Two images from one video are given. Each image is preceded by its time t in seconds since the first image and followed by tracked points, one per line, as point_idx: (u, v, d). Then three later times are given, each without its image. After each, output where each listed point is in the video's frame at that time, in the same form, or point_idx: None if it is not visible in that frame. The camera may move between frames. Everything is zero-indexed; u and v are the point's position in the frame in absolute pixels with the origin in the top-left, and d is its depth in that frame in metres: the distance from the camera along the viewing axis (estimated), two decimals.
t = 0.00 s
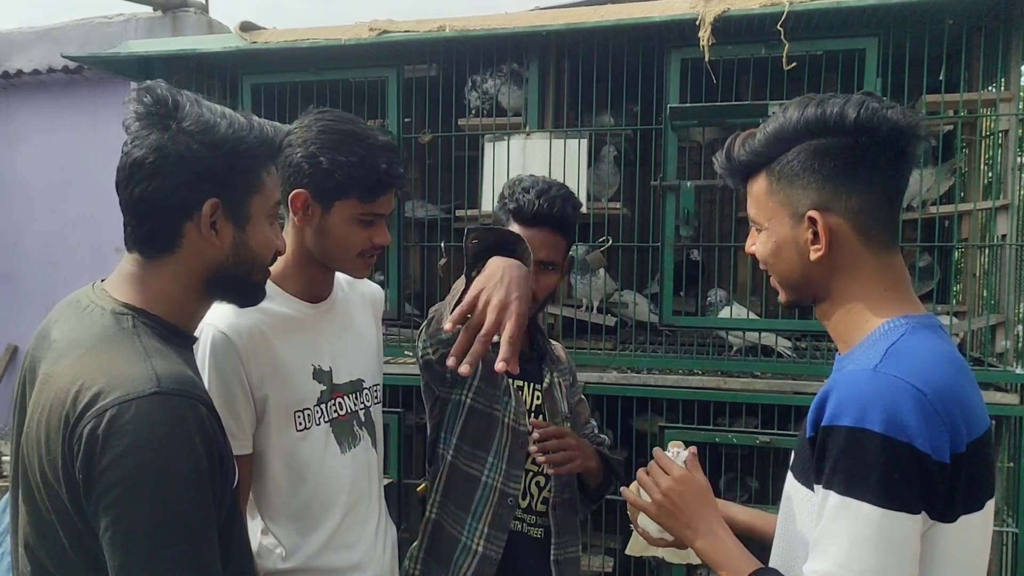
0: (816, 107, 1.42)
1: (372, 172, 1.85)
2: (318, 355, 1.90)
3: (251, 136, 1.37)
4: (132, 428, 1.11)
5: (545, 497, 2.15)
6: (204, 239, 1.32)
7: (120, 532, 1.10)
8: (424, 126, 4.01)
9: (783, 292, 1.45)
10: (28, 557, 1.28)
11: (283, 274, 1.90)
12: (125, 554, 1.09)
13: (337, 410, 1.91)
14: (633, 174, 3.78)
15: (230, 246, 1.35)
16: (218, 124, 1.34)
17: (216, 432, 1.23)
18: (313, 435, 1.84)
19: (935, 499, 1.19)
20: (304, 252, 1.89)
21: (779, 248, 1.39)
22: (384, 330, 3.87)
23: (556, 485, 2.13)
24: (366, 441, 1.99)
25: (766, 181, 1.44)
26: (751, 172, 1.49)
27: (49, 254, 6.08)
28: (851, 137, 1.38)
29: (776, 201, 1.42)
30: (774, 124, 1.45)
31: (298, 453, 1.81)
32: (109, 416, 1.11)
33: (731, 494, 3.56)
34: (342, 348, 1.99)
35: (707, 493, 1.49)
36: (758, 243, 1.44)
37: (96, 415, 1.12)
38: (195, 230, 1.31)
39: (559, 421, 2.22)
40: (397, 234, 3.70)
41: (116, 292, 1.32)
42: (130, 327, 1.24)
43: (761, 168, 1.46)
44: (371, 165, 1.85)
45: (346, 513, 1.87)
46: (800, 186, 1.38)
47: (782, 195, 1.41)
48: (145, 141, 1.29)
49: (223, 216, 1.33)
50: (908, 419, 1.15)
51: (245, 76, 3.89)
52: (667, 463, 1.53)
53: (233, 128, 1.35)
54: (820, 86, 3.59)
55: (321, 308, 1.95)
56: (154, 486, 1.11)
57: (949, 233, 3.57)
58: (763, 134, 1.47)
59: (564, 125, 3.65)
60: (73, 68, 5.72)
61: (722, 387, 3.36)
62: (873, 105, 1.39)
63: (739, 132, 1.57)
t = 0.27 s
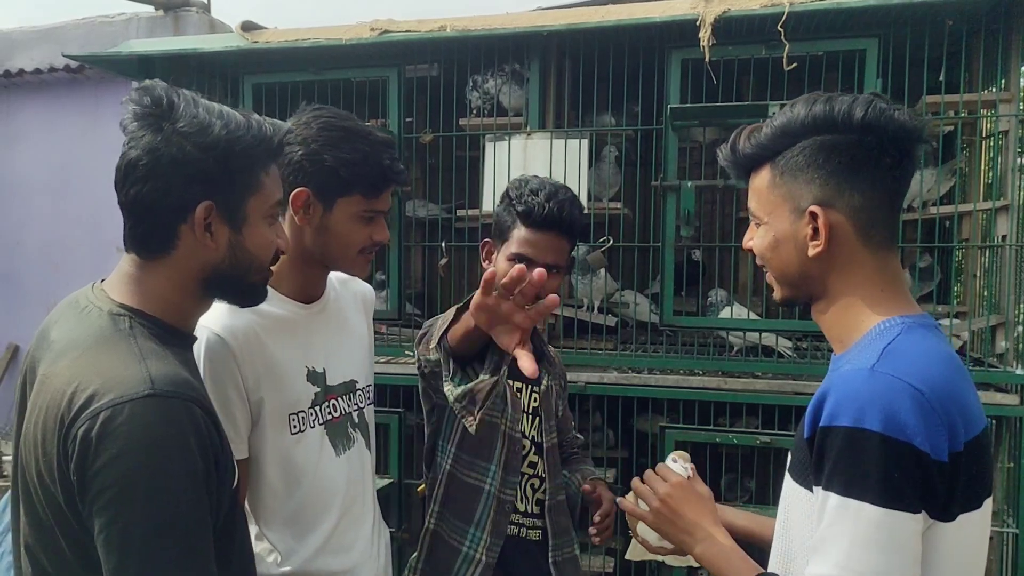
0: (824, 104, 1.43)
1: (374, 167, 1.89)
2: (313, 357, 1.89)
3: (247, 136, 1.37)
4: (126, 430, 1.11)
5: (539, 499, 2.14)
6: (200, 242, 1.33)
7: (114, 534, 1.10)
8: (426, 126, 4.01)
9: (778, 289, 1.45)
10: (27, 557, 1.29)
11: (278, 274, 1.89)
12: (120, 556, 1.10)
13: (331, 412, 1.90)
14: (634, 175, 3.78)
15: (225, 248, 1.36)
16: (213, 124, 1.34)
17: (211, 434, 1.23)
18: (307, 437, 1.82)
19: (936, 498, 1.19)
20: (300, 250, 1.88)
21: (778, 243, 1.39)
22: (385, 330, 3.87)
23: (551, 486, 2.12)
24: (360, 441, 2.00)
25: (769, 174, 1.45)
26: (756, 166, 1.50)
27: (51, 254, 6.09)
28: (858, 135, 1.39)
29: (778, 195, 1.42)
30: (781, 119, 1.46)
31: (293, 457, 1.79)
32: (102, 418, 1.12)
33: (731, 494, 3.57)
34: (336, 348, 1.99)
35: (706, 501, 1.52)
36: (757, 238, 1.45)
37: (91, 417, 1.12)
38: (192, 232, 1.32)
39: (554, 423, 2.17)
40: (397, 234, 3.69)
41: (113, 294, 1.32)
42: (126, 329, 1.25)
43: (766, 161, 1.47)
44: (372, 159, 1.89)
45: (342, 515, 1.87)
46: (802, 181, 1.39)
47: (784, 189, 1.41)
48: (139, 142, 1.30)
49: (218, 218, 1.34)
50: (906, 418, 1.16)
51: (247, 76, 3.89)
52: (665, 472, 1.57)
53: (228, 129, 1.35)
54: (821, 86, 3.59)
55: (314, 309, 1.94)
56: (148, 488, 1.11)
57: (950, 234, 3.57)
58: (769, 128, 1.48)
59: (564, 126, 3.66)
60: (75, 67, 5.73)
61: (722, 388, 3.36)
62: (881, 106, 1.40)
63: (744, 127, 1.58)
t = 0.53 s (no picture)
0: (828, 101, 1.43)
1: (376, 165, 1.93)
2: (308, 356, 1.89)
3: (245, 137, 1.36)
4: (124, 432, 1.11)
5: (537, 497, 2.15)
6: (197, 244, 1.33)
7: (110, 536, 1.10)
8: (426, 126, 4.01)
9: (772, 284, 1.45)
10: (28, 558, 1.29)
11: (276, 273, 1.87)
12: (117, 558, 1.10)
13: (326, 412, 1.90)
14: (634, 175, 3.78)
15: (223, 249, 1.36)
16: (210, 126, 1.33)
17: (210, 436, 1.23)
18: (304, 437, 1.81)
19: (942, 500, 1.19)
20: (303, 250, 1.88)
21: (772, 237, 1.40)
22: (386, 330, 3.87)
23: (548, 485, 2.11)
24: (356, 440, 2.00)
25: (769, 167, 1.45)
26: (759, 159, 1.49)
27: (52, 254, 6.10)
28: (858, 134, 1.38)
29: (776, 188, 1.42)
30: (785, 115, 1.46)
31: (290, 459, 1.77)
32: (99, 419, 1.12)
33: (732, 495, 3.56)
34: (332, 348, 1.98)
35: (706, 513, 1.51)
36: (753, 232, 1.45)
37: (89, 419, 1.12)
38: (190, 234, 1.32)
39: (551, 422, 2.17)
40: (397, 234, 3.68)
41: (113, 295, 1.32)
42: (126, 330, 1.24)
43: (767, 153, 1.46)
44: (374, 157, 1.93)
45: (339, 515, 1.87)
46: (801, 176, 1.38)
47: (782, 183, 1.41)
48: (136, 144, 1.30)
49: (215, 221, 1.33)
50: (911, 420, 1.15)
51: (247, 76, 3.89)
52: (666, 488, 1.56)
53: (225, 130, 1.34)
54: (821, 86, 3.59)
55: (310, 307, 1.93)
56: (147, 489, 1.11)
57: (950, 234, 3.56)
58: (772, 122, 1.47)
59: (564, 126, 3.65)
60: (76, 68, 5.74)
61: (723, 388, 3.36)
62: (884, 106, 1.39)
63: (747, 122, 1.57)
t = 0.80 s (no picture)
0: (817, 104, 1.45)
1: (379, 163, 1.89)
2: (312, 353, 1.88)
3: (247, 138, 1.37)
4: (127, 433, 1.12)
5: (536, 497, 2.15)
6: (199, 245, 1.33)
7: (112, 536, 1.11)
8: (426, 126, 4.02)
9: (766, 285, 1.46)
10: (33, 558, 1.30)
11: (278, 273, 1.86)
12: (119, 558, 1.11)
13: (331, 408, 1.89)
14: (634, 174, 3.78)
15: (226, 250, 1.36)
16: (212, 127, 1.33)
17: (213, 437, 1.23)
18: (310, 433, 1.80)
19: (942, 505, 1.19)
20: (305, 250, 1.86)
21: (761, 238, 1.41)
22: (386, 330, 3.88)
23: (547, 484, 2.13)
24: (357, 436, 2.00)
25: (761, 168, 1.46)
26: (752, 163, 1.51)
27: (53, 253, 6.10)
28: (842, 135, 1.39)
29: (765, 189, 1.43)
30: (778, 117, 1.48)
31: (294, 459, 1.75)
32: (102, 420, 1.13)
33: (731, 494, 3.57)
34: (334, 345, 1.98)
35: (702, 519, 1.52)
36: (746, 233, 1.47)
37: (92, 419, 1.13)
38: (191, 236, 1.33)
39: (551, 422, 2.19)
40: (397, 234, 3.70)
41: (115, 297, 1.33)
42: (128, 332, 1.25)
43: (759, 155, 1.49)
44: (377, 156, 1.89)
45: (343, 512, 1.88)
46: (786, 176, 1.40)
47: (770, 183, 1.43)
48: (140, 145, 1.31)
49: (218, 222, 1.34)
50: (902, 426, 1.16)
51: (247, 76, 3.90)
52: (659, 502, 1.56)
53: (227, 132, 1.34)
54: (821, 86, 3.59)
55: (311, 305, 1.92)
56: (149, 490, 1.12)
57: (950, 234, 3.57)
58: (765, 126, 1.50)
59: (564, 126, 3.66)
60: (77, 68, 5.75)
61: (723, 388, 3.37)
62: (870, 108, 1.39)
63: (745, 125, 1.59)
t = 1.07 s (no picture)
0: (796, 110, 1.48)
1: (388, 160, 1.86)
2: (320, 350, 1.86)
3: (248, 138, 1.37)
4: (133, 431, 1.12)
5: (538, 496, 2.16)
6: (198, 245, 1.34)
7: (119, 535, 1.11)
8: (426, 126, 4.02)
9: (770, 293, 1.45)
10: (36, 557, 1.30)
11: (286, 273, 1.84)
12: (126, 555, 1.11)
13: (339, 405, 1.88)
14: (634, 174, 3.79)
15: (223, 252, 1.36)
16: (212, 126, 1.33)
17: (217, 436, 1.24)
18: (320, 431, 1.79)
19: (931, 513, 1.20)
20: (314, 250, 1.84)
21: (757, 246, 1.41)
22: (386, 329, 3.88)
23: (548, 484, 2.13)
24: (366, 432, 1.97)
25: (749, 179, 1.47)
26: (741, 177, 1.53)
27: (54, 253, 6.10)
28: (823, 135, 1.41)
29: (756, 197, 1.44)
30: (759, 128, 1.50)
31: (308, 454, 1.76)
32: (108, 418, 1.13)
33: (731, 494, 3.58)
34: (338, 341, 1.95)
35: (700, 514, 1.52)
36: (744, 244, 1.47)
37: (98, 418, 1.13)
38: (189, 235, 1.33)
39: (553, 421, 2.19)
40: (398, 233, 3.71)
41: (118, 296, 1.33)
42: (132, 331, 1.26)
43: (749, 165, 1.50)
44: (385, 154, 1.86)
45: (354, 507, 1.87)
46: (774, 181, 1.41)
47: (761, 191, 1.43)
48: (141, 143, 1.32)
49: (215, 222, 1.34)
50: (892, 432, 1.16)
51: (248, 76, 3.90)
52: (654, 497, 1.57)
53: (227, 132, 1.34)
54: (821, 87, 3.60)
55: (317, 304, 1.90)
56: (155, 488, 1.12)
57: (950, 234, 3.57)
58: (750, 136, 1.52)
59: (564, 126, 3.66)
60: (76, 66, 5.75)
61: (723, 388, 3.37)
62: (850, 107, 1.42)
63: (730, 141, 1.62)
